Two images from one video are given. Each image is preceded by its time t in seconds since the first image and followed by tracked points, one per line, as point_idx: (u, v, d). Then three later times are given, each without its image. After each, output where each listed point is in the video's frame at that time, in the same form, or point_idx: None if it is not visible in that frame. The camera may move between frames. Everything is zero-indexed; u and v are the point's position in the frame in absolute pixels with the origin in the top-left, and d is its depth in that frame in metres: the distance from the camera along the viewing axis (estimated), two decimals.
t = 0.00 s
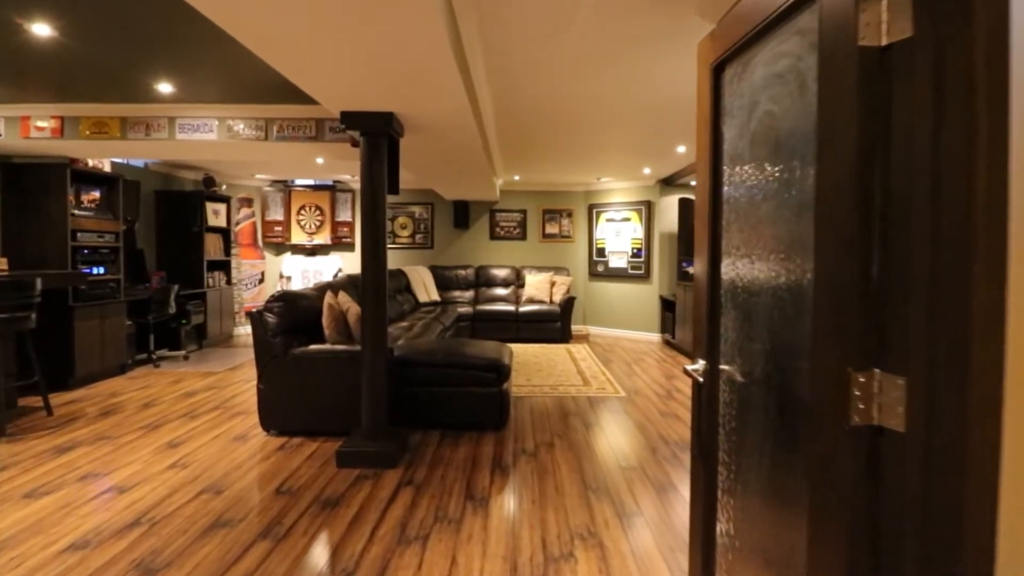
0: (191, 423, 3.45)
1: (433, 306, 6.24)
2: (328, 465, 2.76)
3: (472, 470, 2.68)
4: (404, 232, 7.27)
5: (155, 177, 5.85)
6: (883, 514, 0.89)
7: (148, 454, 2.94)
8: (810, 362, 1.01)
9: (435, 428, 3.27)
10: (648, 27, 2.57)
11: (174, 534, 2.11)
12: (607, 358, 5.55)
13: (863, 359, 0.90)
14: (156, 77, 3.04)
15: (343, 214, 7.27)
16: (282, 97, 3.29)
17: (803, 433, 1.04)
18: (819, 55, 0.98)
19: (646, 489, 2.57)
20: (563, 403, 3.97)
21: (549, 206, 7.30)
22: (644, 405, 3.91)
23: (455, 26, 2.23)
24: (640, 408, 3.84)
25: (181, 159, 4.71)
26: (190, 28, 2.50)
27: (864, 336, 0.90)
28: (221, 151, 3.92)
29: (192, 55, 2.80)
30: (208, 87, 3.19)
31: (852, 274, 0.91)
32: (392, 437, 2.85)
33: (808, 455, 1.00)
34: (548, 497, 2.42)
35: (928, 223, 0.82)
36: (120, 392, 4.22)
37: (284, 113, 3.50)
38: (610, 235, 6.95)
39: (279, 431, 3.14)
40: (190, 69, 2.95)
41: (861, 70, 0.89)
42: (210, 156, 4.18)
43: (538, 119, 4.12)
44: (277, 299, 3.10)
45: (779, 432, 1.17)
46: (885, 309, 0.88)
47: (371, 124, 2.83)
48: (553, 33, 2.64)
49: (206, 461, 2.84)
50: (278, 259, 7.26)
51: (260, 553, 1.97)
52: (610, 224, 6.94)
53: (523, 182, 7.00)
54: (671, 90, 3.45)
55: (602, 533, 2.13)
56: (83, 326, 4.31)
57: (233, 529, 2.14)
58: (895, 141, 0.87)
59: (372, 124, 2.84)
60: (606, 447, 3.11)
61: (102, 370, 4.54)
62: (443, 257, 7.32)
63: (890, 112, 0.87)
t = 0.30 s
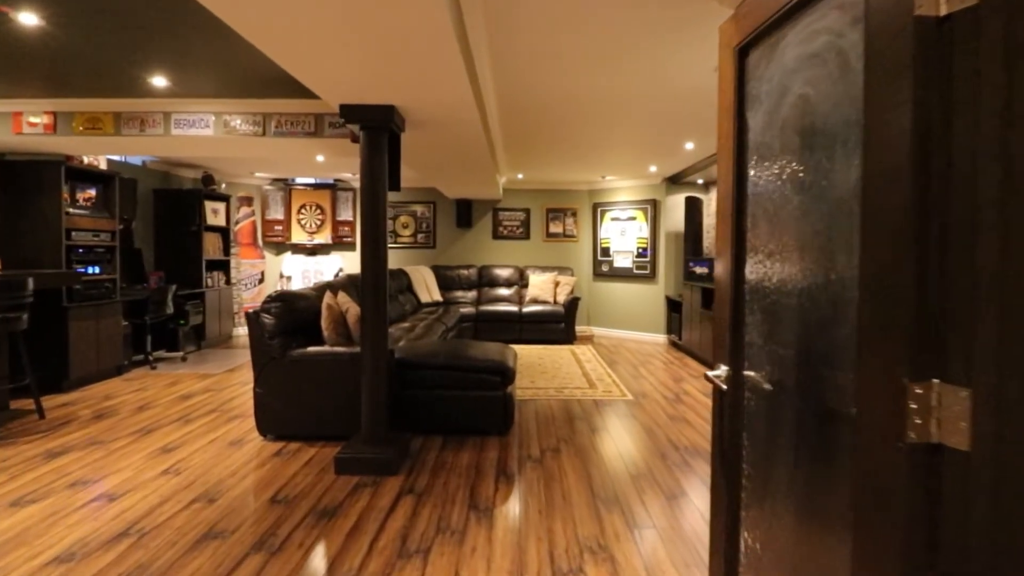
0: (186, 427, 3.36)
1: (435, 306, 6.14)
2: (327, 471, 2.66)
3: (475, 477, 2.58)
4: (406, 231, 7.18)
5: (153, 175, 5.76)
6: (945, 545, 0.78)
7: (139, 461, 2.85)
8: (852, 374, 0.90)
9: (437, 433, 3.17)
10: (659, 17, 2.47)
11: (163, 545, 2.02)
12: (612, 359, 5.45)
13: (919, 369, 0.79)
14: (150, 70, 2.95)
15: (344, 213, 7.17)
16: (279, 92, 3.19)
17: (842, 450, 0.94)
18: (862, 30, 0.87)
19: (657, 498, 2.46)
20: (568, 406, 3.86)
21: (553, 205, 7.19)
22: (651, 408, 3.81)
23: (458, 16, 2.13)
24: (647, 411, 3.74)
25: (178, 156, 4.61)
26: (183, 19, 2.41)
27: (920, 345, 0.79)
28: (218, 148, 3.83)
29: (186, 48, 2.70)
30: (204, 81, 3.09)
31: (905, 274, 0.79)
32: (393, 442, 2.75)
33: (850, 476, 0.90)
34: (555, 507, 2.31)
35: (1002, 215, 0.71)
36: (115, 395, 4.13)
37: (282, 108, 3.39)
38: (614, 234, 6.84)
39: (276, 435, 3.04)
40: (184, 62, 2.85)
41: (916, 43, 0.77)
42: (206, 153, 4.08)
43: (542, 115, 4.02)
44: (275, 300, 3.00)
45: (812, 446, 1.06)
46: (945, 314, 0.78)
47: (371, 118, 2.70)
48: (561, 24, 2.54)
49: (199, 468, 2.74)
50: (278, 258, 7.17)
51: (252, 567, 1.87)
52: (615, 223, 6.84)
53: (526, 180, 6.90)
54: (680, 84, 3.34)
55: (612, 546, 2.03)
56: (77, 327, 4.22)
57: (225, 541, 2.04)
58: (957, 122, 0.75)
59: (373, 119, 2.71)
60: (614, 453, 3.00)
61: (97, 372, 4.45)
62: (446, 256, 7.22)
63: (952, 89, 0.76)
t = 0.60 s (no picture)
0: (178, 432, 3.26)
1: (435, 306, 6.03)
2: (322, 479, 2.55)
3: (477, 486, 2.47)
4: (406, 230, 7.07)
5: (148, 173, 5.65)
6: None
7: (127, 468, 2.74)
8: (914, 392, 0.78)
9: (438, 438, 3.06)
10: (671, 8, 2.35)
11: (148, 560, 1.91)
12: (616, 361, 5.34)
13: (999, 379, 0.63)
14: (140, 61, 2.84)
15: (344, 211, 7.06)
16: (274, 85, 3.08)
17: (897, 475, 0.82)
18: None
19: (668, 508, 2.35)
20: (572, 410, 3.76)
21: (555, 204, 7.08)
22: (658, 412, 3.70)
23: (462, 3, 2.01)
24: (654, 415, 3.63)
25: (172, 152, 4.51)
26: (173, 7, 2.30)
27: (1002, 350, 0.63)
28: (212, 143, 3.72)
29: (176, 38, 2.60)
30: (196, 73, 2.98)
31: (981, 263, 0.64)
32: (392, 449, 2.64)
33: (907, 504, 0.78)
34: (561, 519, 2.19)
35: None
36: (106, 397, 4.02)
37: (277, 102, 3.28)
38: (618, 233, 6.73)
39: (270, 441, 2.94)
40: (175, 53, 2.74)
41: None
42: (201, 149, 3.97)
43: (546, 110, 3.90)
44: (269, 300, 2.88)
45: (858, 467, 0.95)
46: None
47: (370, 111, 2.55)
48: (569, 15, 2.43)
49: (189, 476, 2.63)
50: (277, 258, 7.07)
51: None
52: (618, 222, 6.72)
53: (529, 179, 6.79)
54: (689, 80, 3.23)
55: (623, 561, 1.92)
56: (69, 328, 4.12)
57: (214, 555, 1.93)
58: None
59: (372, 112, 2.56)
60: (621, 459, 2.89)
61: (89, 374, 4.34)
62: (446, 256, 7.12)
63: None
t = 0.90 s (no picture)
0: (168, 437, 3.15)
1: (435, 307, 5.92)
2: (315, 489, 2.43)
3: (478, 497, 2.36)
4: (405, 229, 6.96)
5: (142, 170, 5.54)
6: None
7: (113, 476, 2.63)
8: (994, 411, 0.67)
9: (438, 445, 2.94)
10: None
11: None
12: (619, 363, 5.22)
13: None
14: (126, 52, 2.72)
15: (342, 210, 6.93)
16: (266, 78, 2.96)
17: (962, 504, 0.73)
18: None
19: (679, 522, 2.23)
20: (575, 414, 3.64)
21: (557, 203, 6.97)
22: (664, 416, 3.58)
23: None
24: (660, 420, 3.52)
25: (164, 149, 4.39)
26: None
27: None
28: (203, 138, 3.60)
29: (164, 28, 2.48)
30: (186, 65, 2.87)
31: None
32: (389, 458, 2.53)
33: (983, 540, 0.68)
34: (566, 533, 2.08)
35: None
36: (96, 401, 3.91)
37: (270, 95, 3.15)
38: (621, 232, 6.61)
39: (262, 447, 2.83)
40: (163, 44, 2.63)
41: None
42: (193, 145, 3.86)
43: (549, 104, 3.79)
44: (262, 301, 2.77)
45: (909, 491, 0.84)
46: None
47: (365, 104, 2.42)
48: (576, 6, 2.31)
49: (177, 485, 2.52)
50: (274, 257, 6.95)
51: None
52: (621, 221, 6.61)
53: (530, 177, 6.67)
54: (698, 76, 3.12)
55: None
56: (58, 329, 4.01)
57: (198, 572, 1.82)
58: None
59: (367, 104, 2.42)
60: (628, 468, 2.78)
61: (79, 376, 4.23)
62: (446, 255, 7.01)
63: None
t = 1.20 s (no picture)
0: (155, 444, 3.03)
1: (433, 308, 5.79)
2: (307, 500, 2.32)
3: (478, 508, 2.24)
4: (404, 229, 6.84)
5: (134, 168, 5.42)
6: None
7: (95, 486, 2.51)
8: None
9: (436, 453, 2.83)
10: None
11: None
12: (622, 365, 5.10)
13: None
14: (110, 42, 2.60)
15: (339, 209, 6.80)
16: (257, 70, 2.84)
17: None
18: None
19: (690, 534, 2.11)
20: (579, 419, 3.52)
21: (558, 202, 6.85)
22: (671, 421, 3.46)
23: None
24: (667, 425, 3.40)
25: (156, 144, 4.27)
26: None
27: None
28: (193, 133, 3.48)
29: (149, 16, 2.36)
30: (174, 56, 2.75)
31: None
32: (385, 467, 2.42)
33: None
34: (572, 549, 1.96)
35: None
36: (83, 405, 3.78)
37: (262, 87, 3.03)
38: (623, 232, 6.49)
39: (252, 455, 2.71)
40: (149, 33, 2.51)
41: None
42: (183, 140, 3.73)
43: (552, 97, 3.68)
44: (252, 302, 2.65)
45: (968, 524, 0.73)
46: None
47: (360, 95, 2.30)
48: None
49: (162, 496, 2.40)
50: (270, 257, 6.84)
51: None
52: (624, 220, 6.49)
53: (531, 175, 6.55)
54: (707, 69, 3.01)
55: None
56: (44, 330, 3.88)
57: None
58: None
59: (362, 95, 2.30)
60: (635, 477, 2.66)
61: (67, 379, 4.11)
62: (445, 255, 6.89)
63: None
